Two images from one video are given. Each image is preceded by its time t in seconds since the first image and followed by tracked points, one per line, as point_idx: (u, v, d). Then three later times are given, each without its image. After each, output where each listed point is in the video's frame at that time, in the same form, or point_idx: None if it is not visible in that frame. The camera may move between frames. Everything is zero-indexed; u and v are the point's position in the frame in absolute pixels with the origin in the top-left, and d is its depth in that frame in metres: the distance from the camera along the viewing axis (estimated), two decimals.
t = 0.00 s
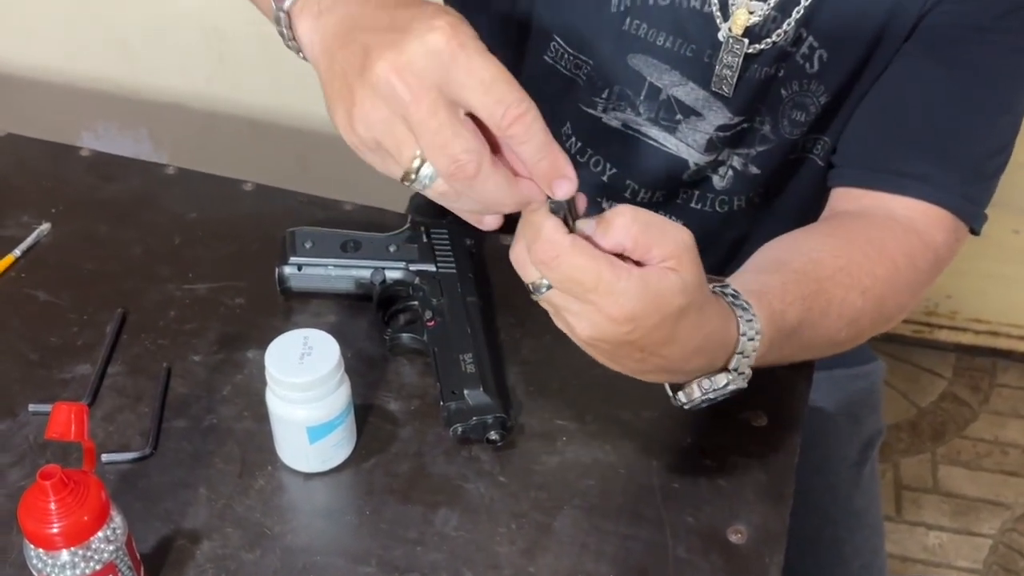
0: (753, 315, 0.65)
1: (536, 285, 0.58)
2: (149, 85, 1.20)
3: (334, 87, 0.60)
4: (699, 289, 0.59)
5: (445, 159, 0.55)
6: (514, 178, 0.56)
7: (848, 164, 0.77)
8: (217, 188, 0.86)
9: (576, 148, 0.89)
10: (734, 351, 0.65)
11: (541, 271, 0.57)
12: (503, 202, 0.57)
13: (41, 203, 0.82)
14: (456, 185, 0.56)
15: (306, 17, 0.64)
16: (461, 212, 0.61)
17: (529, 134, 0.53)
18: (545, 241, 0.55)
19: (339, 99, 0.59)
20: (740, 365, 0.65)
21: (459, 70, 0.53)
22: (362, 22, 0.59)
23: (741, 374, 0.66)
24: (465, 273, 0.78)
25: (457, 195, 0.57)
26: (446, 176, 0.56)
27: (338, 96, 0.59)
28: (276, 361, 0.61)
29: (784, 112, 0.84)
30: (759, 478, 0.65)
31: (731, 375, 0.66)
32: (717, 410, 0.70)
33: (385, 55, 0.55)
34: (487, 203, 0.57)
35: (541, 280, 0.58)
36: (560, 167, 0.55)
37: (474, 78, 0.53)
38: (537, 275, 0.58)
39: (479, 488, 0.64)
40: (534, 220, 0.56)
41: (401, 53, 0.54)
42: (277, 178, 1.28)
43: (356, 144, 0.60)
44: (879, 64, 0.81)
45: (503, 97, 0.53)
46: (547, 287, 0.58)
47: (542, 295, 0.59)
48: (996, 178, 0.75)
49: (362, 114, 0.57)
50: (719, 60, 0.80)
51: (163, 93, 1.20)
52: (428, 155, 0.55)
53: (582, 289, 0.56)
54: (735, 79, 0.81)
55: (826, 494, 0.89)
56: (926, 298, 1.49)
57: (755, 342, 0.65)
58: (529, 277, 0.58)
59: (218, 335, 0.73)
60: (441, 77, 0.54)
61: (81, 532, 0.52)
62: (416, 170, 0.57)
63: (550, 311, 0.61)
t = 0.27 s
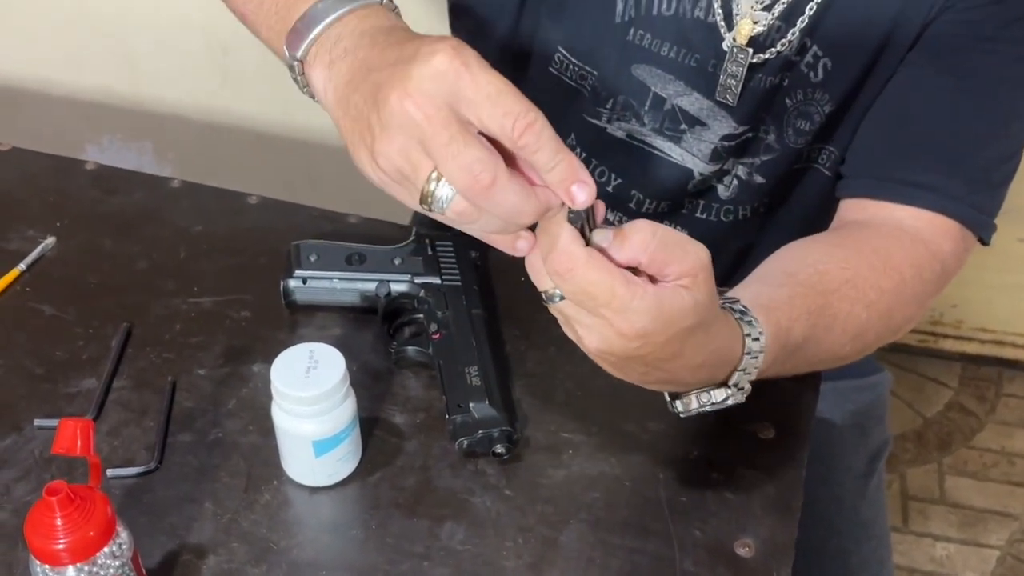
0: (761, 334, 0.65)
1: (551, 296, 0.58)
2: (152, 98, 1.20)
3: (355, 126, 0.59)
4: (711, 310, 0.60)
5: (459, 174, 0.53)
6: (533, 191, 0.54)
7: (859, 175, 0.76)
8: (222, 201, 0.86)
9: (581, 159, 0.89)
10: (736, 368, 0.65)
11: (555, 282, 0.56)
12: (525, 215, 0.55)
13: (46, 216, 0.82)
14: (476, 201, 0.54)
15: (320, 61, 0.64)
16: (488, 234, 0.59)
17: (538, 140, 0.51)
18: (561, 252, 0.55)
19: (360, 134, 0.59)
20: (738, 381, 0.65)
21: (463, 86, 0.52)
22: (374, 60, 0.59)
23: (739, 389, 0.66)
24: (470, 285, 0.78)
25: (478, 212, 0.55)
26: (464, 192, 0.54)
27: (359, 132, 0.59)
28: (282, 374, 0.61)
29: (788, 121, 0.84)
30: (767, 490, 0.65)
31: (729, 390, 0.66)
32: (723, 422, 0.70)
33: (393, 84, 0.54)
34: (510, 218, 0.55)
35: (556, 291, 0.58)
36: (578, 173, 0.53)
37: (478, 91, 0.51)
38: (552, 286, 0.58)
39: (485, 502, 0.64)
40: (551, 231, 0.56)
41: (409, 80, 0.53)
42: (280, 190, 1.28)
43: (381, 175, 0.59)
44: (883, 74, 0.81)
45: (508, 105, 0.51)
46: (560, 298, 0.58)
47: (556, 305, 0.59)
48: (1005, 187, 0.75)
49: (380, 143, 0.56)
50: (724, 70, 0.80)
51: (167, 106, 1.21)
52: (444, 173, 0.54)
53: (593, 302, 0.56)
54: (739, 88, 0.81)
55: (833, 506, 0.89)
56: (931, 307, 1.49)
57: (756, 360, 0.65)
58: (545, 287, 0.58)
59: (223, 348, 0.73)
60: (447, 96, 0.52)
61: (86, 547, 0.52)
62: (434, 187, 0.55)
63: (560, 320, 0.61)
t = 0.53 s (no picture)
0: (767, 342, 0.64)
1: (556, 305, 0.58)
2: (156, 110, 1.20)
3: (351, 147, 0.60)
4: (715, 319, 0.59)
5: (459, 193, 0.53)
6: (532, 203, 0.55)
7: (865, 189, 0.76)
8: (226, 214, 0.86)
9: (585, 172, 0.89)
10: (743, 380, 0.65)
11: (561, 292, 0.56)
12: (528, 224, 0.55)
13: (51, 230, 0.83)
14: (477, 217, 0.54)
15: (313, 81, 0.64)
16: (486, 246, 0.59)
17: (535, 157, 0.51)
18: (567, 264, 0.54)
19: (356, 155, 0.59)
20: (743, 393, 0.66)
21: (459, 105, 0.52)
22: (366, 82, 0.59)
23: (744, 401, 0.66)
24: (474, 297, 0.78)
25: (479, 227, 0.56)
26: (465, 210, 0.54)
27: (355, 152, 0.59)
28: (289, 388, 0.61)
29: (791, 133, 0.84)
30: (773, 503, 0.65)
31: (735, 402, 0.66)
32: (729, 435, 0.70)
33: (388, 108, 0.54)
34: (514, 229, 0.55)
35: (560, 301, 0.58)
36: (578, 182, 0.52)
37: (476, 110, 0.52)
38: (556, 296, 0.57)
39: (491, 515, 0.63)
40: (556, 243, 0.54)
41: (405, 101, 0.54)
42: (284, 203, 1.28)
43: (380, 194, 0.60)
44: (886, 84, 0.80)
45: (505, 123, 0.51)
46: (566, 307, 0.58)
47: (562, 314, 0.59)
48: (1009, 198, 0.74)
49: (380, 164, 0.57)
50: (726, 83, 0.80)
51: (171, 118, 1.21)
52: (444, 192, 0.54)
53: (599, 312, 0.56)
54: (741, 101, 0.81)
55: (839, 518, 0.89)
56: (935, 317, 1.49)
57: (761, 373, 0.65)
58: (550, 296, 0.58)
59: (227, 362, 0.73)
60: (443, 117, 0.53)
61: (92, 562, 0.52)
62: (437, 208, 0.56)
63: (564, 327, 0.61)
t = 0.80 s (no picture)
0: (760, 328, 0.64)
1: (543, 330, 0.58)
2: (155, 120, 1.20)
3: (326, 144, 0.59)
4: (700, 304, 0.59)
5: (443, 187, 0.52)
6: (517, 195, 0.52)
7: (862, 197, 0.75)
8: (226, 223, 0.86)
9: (585, 184, 0.89)
10: (751, 373, 0.64)
11: (544, 315, 0.56)
12: (514, 224, 0.53)
13: (51, 240, 0.82)
14: (462, 207, 0.52)
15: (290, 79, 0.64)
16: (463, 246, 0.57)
17: (511, 150, 0.50)
18: (540, 286, 0.55)
19: (332, 154, 0.58)
20: (757, 386, 0.64)
21: (433, 96, 0.51)
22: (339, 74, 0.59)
23: (762, 395, 0.65)
24: (476, 306, 0.77)
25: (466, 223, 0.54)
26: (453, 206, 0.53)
27: (330, 151, 0.58)
28: (289, 399, 0.61)
29: (790, 143, 0.83)
30: (776, 513, 0.64)
31: (752, 396, 0.65)
32: (732, 444, 0.69)
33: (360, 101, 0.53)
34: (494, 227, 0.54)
35: (547, 323, 0.58)
36: (552, 184, 0.52)
37: (447, 103, 0.51)
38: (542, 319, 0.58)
39: (492, 526, 0.63)
40: (524, 270, 0.56)
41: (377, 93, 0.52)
42: (285, 212, 1.28)
43: (359, 195, 0.58)
44: (886, 93, 0.80)
45: (480, 115, 0.50)
46: (554, 327, 0.58)
47: (553, 337, 0.59)
48: (1011, 208, 0.73)
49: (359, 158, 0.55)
50: (724, 93, 0.80)
51: (171, 129, 1.21)
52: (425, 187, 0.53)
53: (588, 321, 0.56)
54: (740, 111, 0.81)
55: (843, 528, 0.88)
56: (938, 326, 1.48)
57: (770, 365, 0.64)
58: (534, 324, 0.58)
59: (227, 372, 0.73)
60: (415, 110, 0.52)
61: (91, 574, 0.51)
62: (418, 207, 0.54)
63: (561, 354, 0.61)
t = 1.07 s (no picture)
0: (762, 338, 0.65)
1: (549, 349, 0.58)
2: (156, 130, 1.20)
3: (333, 138, 0.57)
4: (704, 315, 0.59)
5: (464, 189, 0.51)
6: (529, 211, 0.52)
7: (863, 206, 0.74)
8: (227, 233, 0.86)
9: (584, 197, 0.89)
10: (756, 383, 0.64)
11: (550, 332, 0.56)
12: (522, 242, 0.53)
13: (51, 251, 0.82)
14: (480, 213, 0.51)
15: (300, 74, 0.63)
16: (457, 259, 0.56)
17: (536, 163, 0.50)
18: (548, 304, 0.54)
19: (336, 148, 0.57)
20: (762, 397, 0.64)
21: (468, 101, 0.50)
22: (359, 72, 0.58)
23: (767, 405, 0.65)
24: (476, 316, 0.77)
25: (475, 230, 0.53)
26: (468, 209, 0.52)
27: (335, 145, 0.57)
28: (291, 410, 0.61)
29: (788, 154, 0.83)
30: (778, 523, 0.64)
31: (756, 406, 0.64)
32: (733, 454, 0.69)
33: (391, 95, 0.52)
34: (500, 242, 0.53)
35: (553, 341, 0.57)
36: (561, 209, 0.52)
37: (479, 110, 0.50)
38: (547, 337, 0.57)
39: (493, 537, 0.63)
40: (528, 288, 0.55)
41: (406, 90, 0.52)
42: (286, 222, 1.28)
43: (357, 193, 0.57)
44: (884, 103, 0.79)
45: (511, 126, 0.50)
46: (560, 345, 0.57)
47: (559, 355, 0.58)
48: (1010, 217, 0.73)
49: (371, 154, 0.53)
50: (721, 104, 0.80)
51: (173, 139, 1.21)
52: (442, 187, 0.52)
53: (595, 337, 0.56)
54: (737, 122, 0.80)
55: (844, 538, 0.88)
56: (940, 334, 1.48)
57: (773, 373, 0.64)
58: (539, 342, 0.58)
59: (228, 383, 0.72)
60: (445, 112, 0.51)
61: None
62: (428, 213, 0.52)
63: (567, 370, 0.61)
